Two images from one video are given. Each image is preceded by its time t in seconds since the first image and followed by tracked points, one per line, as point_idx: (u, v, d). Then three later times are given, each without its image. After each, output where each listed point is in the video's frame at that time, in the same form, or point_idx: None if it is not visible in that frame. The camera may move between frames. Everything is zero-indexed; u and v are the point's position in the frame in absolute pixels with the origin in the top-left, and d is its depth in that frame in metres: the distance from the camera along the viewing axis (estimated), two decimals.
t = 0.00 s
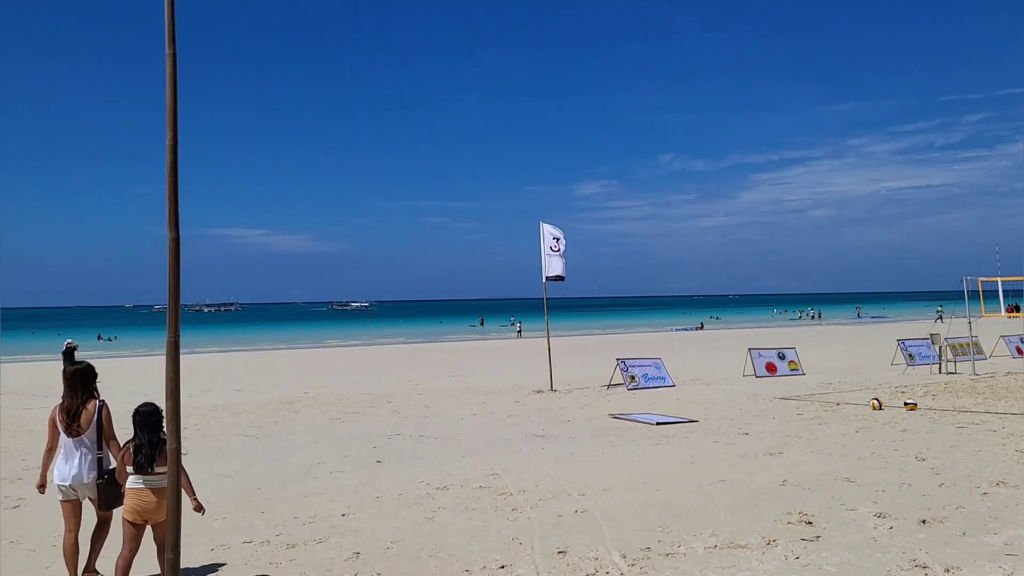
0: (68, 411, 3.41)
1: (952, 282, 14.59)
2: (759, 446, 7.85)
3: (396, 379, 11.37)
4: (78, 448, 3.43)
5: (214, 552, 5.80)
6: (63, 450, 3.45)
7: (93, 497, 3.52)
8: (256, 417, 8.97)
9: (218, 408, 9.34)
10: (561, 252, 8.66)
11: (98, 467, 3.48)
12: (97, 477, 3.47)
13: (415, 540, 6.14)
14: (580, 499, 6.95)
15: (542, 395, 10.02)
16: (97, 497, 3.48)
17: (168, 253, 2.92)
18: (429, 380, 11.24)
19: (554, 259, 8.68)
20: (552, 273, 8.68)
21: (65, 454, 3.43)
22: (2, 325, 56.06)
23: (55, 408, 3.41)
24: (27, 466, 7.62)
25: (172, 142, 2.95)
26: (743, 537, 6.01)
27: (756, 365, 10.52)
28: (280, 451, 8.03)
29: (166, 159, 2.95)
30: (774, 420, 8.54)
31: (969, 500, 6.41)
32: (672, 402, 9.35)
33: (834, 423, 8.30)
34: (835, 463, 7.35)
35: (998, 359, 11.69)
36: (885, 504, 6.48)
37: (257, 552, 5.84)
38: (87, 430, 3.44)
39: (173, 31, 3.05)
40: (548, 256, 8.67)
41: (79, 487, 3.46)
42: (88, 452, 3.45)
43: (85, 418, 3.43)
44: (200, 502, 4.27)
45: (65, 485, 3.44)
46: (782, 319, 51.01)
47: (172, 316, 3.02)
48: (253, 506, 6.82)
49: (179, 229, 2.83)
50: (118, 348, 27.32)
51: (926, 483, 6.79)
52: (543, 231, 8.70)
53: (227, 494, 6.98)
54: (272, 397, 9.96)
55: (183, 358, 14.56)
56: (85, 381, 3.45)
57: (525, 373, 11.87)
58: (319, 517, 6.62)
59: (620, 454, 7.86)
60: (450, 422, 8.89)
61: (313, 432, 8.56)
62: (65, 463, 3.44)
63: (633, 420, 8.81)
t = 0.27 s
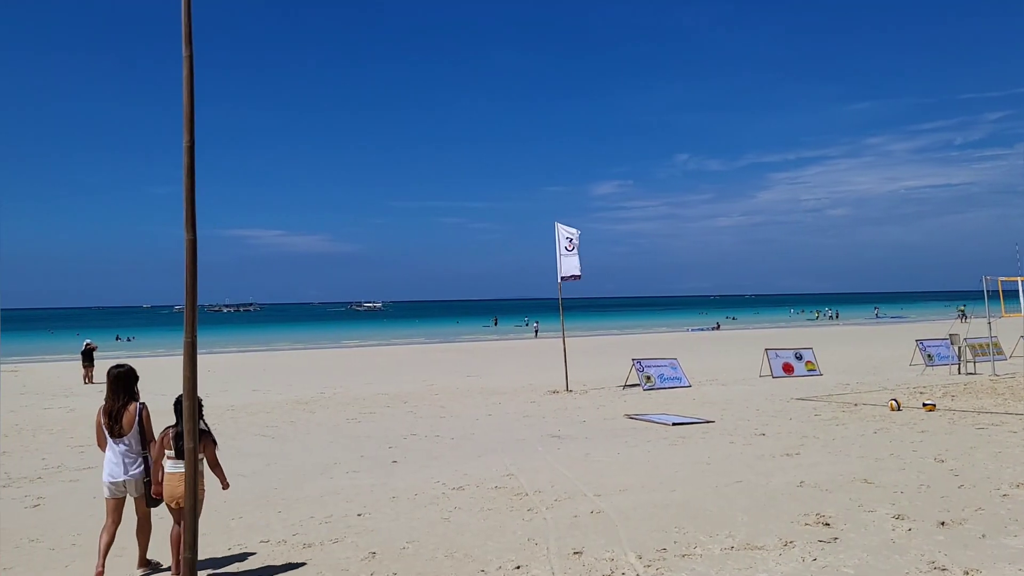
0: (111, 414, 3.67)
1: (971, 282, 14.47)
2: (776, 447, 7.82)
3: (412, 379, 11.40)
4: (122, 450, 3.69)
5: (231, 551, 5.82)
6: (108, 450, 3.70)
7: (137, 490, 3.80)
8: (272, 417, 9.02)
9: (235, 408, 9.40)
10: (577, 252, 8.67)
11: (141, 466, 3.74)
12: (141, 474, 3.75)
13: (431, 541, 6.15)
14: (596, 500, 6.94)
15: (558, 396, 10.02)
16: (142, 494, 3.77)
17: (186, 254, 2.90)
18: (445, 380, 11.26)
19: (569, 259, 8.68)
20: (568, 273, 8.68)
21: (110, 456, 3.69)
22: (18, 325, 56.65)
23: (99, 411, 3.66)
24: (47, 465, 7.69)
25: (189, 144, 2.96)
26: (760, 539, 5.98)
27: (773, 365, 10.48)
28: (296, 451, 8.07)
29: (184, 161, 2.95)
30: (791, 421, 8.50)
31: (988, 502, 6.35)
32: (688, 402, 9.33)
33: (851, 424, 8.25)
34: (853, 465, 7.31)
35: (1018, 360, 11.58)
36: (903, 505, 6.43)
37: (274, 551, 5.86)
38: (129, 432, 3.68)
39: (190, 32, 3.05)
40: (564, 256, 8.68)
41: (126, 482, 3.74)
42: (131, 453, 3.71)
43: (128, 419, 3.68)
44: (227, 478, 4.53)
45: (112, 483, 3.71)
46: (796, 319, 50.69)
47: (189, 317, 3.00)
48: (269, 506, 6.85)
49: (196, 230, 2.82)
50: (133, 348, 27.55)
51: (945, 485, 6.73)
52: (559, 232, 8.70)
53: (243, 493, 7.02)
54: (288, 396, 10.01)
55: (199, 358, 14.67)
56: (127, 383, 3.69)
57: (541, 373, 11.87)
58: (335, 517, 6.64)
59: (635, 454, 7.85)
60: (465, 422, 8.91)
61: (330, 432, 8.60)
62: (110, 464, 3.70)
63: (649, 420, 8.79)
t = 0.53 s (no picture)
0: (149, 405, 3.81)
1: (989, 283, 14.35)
2: (791, 448, 7.79)
3: (425, 379, 11.43)
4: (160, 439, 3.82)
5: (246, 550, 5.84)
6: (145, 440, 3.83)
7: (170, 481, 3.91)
8: (287, 416, 9.07)
9: (250, 407, 9.45)
10: (590, 252, 8.66)
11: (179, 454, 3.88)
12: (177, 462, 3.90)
13: (444, 540, 6.16)
14: (609, 500, 6.93)
15: (571, 396, 10.02)
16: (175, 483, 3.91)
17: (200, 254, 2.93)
18: (458, 380, 11.29)
19: (583, 259, 8.68)
20: (581, 273, 8.68)
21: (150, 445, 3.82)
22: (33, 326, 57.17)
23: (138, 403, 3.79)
24: (64, 464, 7.76)
25: (205, 145, 2.99)
26: (774, 540, 5.96)
27: (788, 366, 10.45)
28: (310, 450, 8.11)
29: (200, 161, 2.98)
30: (806, 421, 8.47)
31: (1006, 504, 6.30)
32: (701, 403, 9.31)
33: (867, 424, 8.21)
34: (868, 466, 7.27)
35: None
36: (919, 507, 6.38)
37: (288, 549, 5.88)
38: (168, 421, 3.82)
39: (206, 31, 3.07)
40: (577, 256, 8.68)
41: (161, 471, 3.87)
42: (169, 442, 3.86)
43: (166, 410, 3.84)
44: (250, 474, 4.58)
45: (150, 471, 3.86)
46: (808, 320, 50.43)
47: (204, 315, 3.03)
48: (284, 505, 6.89)
49: (210, 229, 2.84)
50: (148, 348, 27.74)
51: (962, 486, 6.69)
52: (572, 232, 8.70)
53: (258, 492, 7.05)
54: (303, 396, 10.07)
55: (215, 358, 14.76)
56: (164, 376, 3.85)
57: (554, 374, 11.88)
58: (349, 516, 6.66)
59: (649, 455, 7.84)
60: (478, 422, 8.92)
61: (344, 431, 8.63)
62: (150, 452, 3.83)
63: (662, 420, 8.78)
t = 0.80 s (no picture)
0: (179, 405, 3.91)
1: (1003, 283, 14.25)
2: (803, 449, 7.77)
3: (436, 379, 11.45)
4: (189, 438, 3.93)
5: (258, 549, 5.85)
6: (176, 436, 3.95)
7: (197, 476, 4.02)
8: (299, 416, 9.10)
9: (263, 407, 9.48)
10: (601, 252, 8.66)
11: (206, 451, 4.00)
12: (205, 456, 4.06)
13: (455, 540, 6.16)
14: (620, 500, 6.93)
15: (582, 396, 10.02)
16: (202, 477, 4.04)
17: (213, 255, 2.91)
18: (469, 380, 11.30)
19: (594, 260, 8.68)
20: (593, 273, 8.68)
21: (179, 443, 3.94)
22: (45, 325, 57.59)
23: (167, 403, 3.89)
24: (77, 463, 7.80)
25: (216, 147, 2.97)
26: (786, 541, 5.94)
27: (800, 366, 10.41)
28: (322, 449, 8.14)
29: (211, 164, 2.97)
30: (818, 422, 8.44)
31: (1020, 506, 6.26)
32: (713, 403, 9.29)
33: (880, 425, 8.18)
34: (881, 467, 7.24)
35: None
36: (932, 508, 6.35)
37: (300, 549, 5.90)
38: (196, 419, 3.93)
39: (217, 32, 3.07)
40: (589, 256, 8.67)
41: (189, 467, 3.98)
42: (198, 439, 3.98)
43: (193, 409, 3.93)
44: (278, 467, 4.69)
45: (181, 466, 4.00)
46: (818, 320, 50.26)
47: (217, 315, 3.04)
48: (295, 505, 6.91)
49: (222, 231, 2.82)
50: (159, 348, 27.84)
51: (975, 488, 6.65)
52: (584, 232, 8.70)
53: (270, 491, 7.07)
54: (315, 396, 10.10)
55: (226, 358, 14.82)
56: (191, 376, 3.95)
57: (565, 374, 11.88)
58: (361, 516, 6.68)
59: (660, 455, 7.83)
60: (489, 423, 8.93)
61: (355, 431, 8.65)
62: (179, 449, 3.96)
63: (674, 421, 8.77)
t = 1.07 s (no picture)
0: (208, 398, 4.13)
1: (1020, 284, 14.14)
2: (816, 450, 7.74)
3: (448, 379, 11.47)
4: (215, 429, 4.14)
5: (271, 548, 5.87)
6: (204, 427, 4.18)
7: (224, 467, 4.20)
8: (312, 416, 9.14)
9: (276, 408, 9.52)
10: (613, 253, 8.65)
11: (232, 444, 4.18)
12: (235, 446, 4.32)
13: (468, 540, 6.17)
14: (632, 501, 6.92)
15: (594, 396, 10.02)
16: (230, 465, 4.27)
17: (228, 256, 2.88)
18: (481, 380, 11.31)
19: (607, 260, 8.67)
20: (605, 274, 8.67)
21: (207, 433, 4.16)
22: (58, 326, 57.99)
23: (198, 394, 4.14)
24: (92, 462, 7.86)
25: (232, 148, 2.94)
26: (799, 542, 5.92)
27: (813, 367, 10.38)
28: (335, 449, 8.17)
29: (227, 164, 2.93)
30: (832, 423, 8.41)
31: None
32: (726, 404, 9.27)
33: (894, 426, 8.14)
34: (896, 468, 7.20)
35: None
36: (947, 510, 6.31)
37: (313, 548, 5.91)
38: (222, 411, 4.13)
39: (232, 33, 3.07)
40: (601, 257, 8.67)
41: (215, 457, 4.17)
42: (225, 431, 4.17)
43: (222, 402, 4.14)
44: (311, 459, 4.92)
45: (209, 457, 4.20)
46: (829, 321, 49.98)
47: (231, 314, 3.04)
48: (308, 504, 6.94)
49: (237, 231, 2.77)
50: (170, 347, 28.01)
51: (991, 490, 6.60)
52: (596, 232, 8.69)
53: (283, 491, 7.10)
54: (328, 396, 10.14)
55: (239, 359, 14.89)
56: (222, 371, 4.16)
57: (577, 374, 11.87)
58: (373, 516, 6.70)
59: (672, 456, 7.82)
60: (502, 423, 8.94)
61: (368, 431, 8.68)
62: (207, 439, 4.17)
63: (686, 422, 8.75)
